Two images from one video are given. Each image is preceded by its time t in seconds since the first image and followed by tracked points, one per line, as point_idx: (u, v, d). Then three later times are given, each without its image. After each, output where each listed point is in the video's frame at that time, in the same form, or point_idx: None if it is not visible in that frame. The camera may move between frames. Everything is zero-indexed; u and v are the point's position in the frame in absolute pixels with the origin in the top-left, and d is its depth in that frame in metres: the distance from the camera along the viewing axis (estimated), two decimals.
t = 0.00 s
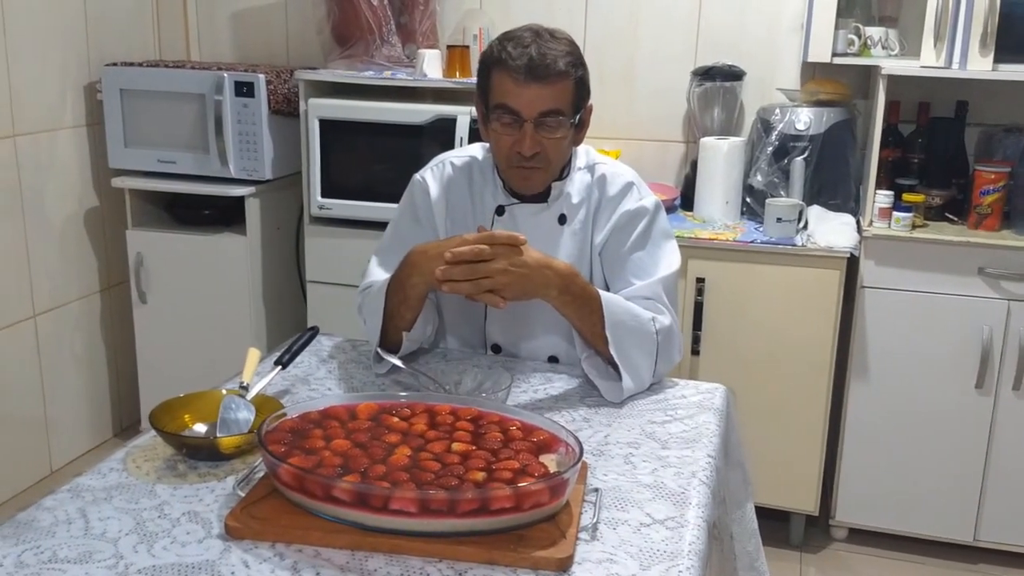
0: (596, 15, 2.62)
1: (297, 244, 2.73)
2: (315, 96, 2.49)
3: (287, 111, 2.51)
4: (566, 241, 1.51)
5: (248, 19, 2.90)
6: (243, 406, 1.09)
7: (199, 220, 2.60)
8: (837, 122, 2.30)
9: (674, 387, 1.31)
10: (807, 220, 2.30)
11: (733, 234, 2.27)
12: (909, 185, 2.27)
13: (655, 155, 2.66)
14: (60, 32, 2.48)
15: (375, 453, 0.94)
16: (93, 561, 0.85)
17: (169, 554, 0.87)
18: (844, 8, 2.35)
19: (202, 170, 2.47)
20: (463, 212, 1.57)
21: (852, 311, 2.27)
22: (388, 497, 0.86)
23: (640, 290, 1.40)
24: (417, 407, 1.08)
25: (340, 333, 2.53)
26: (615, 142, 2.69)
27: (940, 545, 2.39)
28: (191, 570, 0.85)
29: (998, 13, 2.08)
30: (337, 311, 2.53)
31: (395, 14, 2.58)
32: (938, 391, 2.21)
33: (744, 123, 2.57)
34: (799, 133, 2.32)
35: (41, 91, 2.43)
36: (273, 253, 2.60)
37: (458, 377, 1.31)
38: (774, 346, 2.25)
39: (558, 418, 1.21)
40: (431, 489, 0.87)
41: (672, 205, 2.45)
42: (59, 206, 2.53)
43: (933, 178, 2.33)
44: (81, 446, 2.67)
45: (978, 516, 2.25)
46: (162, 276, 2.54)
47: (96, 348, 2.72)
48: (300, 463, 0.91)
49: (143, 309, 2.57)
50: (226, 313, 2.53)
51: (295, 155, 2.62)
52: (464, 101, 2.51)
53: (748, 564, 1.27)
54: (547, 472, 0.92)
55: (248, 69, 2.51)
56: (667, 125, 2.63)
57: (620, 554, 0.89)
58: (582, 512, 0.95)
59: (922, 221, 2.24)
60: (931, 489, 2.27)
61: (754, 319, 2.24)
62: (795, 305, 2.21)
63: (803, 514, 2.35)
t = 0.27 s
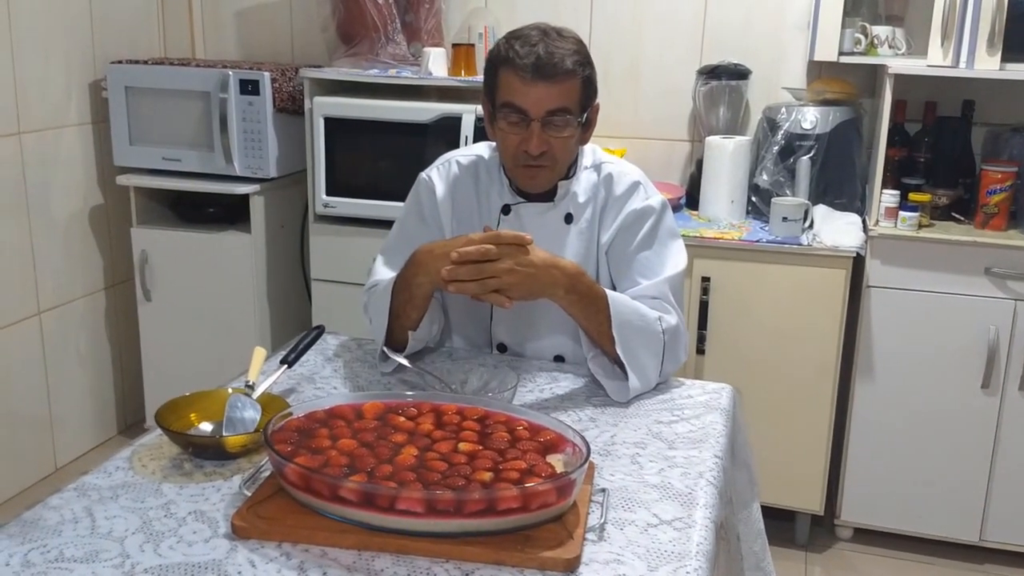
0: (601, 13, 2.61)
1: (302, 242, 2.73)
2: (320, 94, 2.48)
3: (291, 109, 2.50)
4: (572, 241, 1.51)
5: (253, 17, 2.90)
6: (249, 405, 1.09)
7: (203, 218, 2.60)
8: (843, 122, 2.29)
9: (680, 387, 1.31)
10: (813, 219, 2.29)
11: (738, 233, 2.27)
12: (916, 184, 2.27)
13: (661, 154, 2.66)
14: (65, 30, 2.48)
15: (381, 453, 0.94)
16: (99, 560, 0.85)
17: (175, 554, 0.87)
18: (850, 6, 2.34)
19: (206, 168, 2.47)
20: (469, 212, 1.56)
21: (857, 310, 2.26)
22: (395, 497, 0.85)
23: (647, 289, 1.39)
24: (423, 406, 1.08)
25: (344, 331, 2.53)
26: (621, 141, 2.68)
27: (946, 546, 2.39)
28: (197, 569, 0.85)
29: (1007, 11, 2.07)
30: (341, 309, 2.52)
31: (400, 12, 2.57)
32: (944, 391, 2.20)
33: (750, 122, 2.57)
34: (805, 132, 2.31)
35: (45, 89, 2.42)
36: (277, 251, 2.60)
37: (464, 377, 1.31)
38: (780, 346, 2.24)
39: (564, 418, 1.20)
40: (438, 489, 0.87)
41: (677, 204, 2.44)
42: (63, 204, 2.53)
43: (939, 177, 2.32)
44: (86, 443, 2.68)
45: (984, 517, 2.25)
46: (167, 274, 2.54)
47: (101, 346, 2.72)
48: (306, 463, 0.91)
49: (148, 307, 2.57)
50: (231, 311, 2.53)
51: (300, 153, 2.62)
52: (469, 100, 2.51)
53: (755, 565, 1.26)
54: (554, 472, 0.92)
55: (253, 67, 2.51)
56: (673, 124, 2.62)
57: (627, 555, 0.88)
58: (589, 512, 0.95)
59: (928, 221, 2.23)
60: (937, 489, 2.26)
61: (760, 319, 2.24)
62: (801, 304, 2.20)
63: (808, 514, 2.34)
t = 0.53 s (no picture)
0: (601, 12, 2.60)
1: (301, 241, 2.73)
2: (319, 92, 2.48)
3: (291, 108, 2.50)
4: (572, 240, 1.50)
5: (253, 15, 2.89)
6: (247, 404, 1.08)
7: (202, 217, 2.59)
8: (843, 121, 2.28)
9: (680, 388, 1.31)
10: (813, 219, 2.29)
11: (738, 233, 2.26)
12: (916, 185, 2.26)
13: (661, 153, 2.65)
14: (64, 28, 2.48)
15: (380, 453, 0.94)
16: (96, 560, 0.85)
17: (172, 554, 0.86)
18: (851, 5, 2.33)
19: (205, 166, 2.46)
20: (469, 210, 1.56)
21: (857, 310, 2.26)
22: (394, 498, 0.85)
23: (648, 289, 1.39)
24: (422, 406, 1.07)
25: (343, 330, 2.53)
26: (621, 140, 2.68)
27: (946, 547, 2.38)
28: (194, 570, 0.84)
29: (1008, 11, 2.07)
30: (340, 308, 2.52)
31: (399, 10, 2.57)
32: (944, 392, 2.20)
33: (750, 121, 2.56)
34: (805, 132, 2.30)
35: (44, 87, 2.42)
36: (277, 250, 2.60)
37: (463, 377, 1.30)
38: (780, 346, 2.24)
39: (564, 418, 1.20)
40: (437, 490, 0.86)
41: (677, 203, 2.44)
42: (62, 202, 2.52)
43: (939, 177, 2.32)
44: (85, 442, 2.67)
45: (983, 518, 2.24)
46: (166, 273, 2.54)
47: (99, 344, 2.71)
48: (304, 463, 0.90)
49: (147, 306, 2.57)
50: (230, 310, 2.52)
51: (299, 151, 2.62)
52: (469, 99, 2.50)
53: (754, 566, 1.26)
54: (554, 472, 0.91)
55: (252, 65, 2.50)
56: (673, 123, 2.62)
57: (627, 556, 0.88)
58: (589, 513, 0.94)
59: (928, 221, 2.23)
60: (936, 490, 2.26)
61: (760, 319, 2.23)
62: (801, 305, 2.20)
63: (808, 515, 2.34)
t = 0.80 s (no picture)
0: (602, 12, 2.60)
1: (302, 240, 2.73)
2: (320, 92, 2.48)
3: (291, 107, 2.50)
4: (572, 239, 1.50)
5: (254, 14, 2.89)
6: (245, 404, 1.08)
7: (203, 216, 2.59)
8: (844, 120, 2.28)
9: (680, 387, 1.30)
10: (813, 218, 2.28)
11: (739, 232, 2.26)
12: (918, 183, 2.25)
13: (662, 153, 2.65)
14: (65, 27, 2.48)
15: (377, 453, 0.93)
16: (93, 560, 0.85)
17: (169, 554, 0.86)
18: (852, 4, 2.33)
19: (206, 166, 2.46)
20: (467, 209, 1.55)
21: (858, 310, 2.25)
22: (390, 497, 0.85)
23: (652, 287, 1.39)
24: (420, 406, 1.07)
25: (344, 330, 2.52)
26: (622, 140, 2.67)
27: (947, 546, 2.38)
28: (190, 570, 0.84)
29: (1009, 9, 2.06)
30: (341, 308, 2.52)
31: (400, 10, 2.56)
32: (945, 391, 2.20)
33: (751, 120, 2.56)
34: (806, 131, 2.30)
35: (45, 86, 2.42)
36: (277, 249, 2.59)
37: (462, 376, 1.30)
38: (780, 345, 2.23)
39: (562, 418, 1.20)
40: (434, 489, 0.86)
41: (678, 203, 2.44)
42: (63, 201, 2.52)
43: (941, 176, 2.31)
44: (85, 442, 2.67)
45: (985, 518, 2.24)
46: (167, 273, 2.54)
47: (100, 344, 2.71)
48: (301, 463, 0.90)
49: (148, 305, 2.57)
50: (231, 310, 2.52)
51: (300, 151, 2.62)
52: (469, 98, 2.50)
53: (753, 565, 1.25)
54: (551, 472, 0.91)
55: (253, 64, 2.50)
56: (674, 123, 2.62)
57: (624, 556, 0.88)
58: (586, 513, 0.94)
59: (930, 220, 2.22)
60: (938, 490, 2.25)
61: (760, 318, 2.23)
62: (802, 304, 2.19)
63: (809, 514, 2.33)
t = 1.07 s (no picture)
0: (601, 13, 2.61)
1: (302, 242, 2.73)
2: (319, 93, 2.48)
3: (291, 109, 2.50)
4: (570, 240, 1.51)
5: (254, 16, 2.90)
6: (243, 404, 1.09)
7: (203, 218, 2.60)
8: (842, 121, 2.28)
9: (678, 387, 1.30)
10: (812, 218, 2.29)
11: (738, 233, 2.26)
12: (916, 184, 2.27)
13: (661, 153, 2.65)
14: (65, 29, 2.48)
15: (373, 453, 0.94)
16: (91, 559, 0.85)
17: (166, 554, 0.86)
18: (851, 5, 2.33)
19: (206, 167, 2.47)
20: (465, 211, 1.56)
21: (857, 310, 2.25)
22: (386, 497, 0.85)
23: (648, 288, 1.39)
24: (417, 406, 1.07)
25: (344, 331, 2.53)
26: (621, 140, 2.68)
27: (947, 546, 2.38)
28: (188, 569, 0.84)
29: (1007, 9, 2.06)
30: (340, 309, 2.52)
31: (399, 12, 2.57)
32: (944, 391, 2.20)
33: (750, 121, 2.56)
34: (804, 132, 2.30)
35: (46, 88, 2.43)
36: (277, 251, 2.60)
37: (460, 377, 1.31)
38: (779, 345, 2.23)
39: (559, 417, 1.20)
40: (430, 489, 0.87)
41: (677, 203, 2.44)
42: (64, 203, 2.53)
43: (939, 177, 2.31)
44: (86, 443, 2.68)
45: (984, 518, 2.24)
46: (167, 274, 2.54)
47: (101, 345, 2.72)
48: (298, 462, 0.91)
49: (148, 307, 2.57)
50: (231, 311, 2.53)
51: (300, 152, 2.62)
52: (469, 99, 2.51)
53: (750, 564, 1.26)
54: (548, 471, 0.91)
55: (253, 66, 2.51)
56: (673, 123, 2.62)
57: (619, 555, 0.88)
58: (582, 512, 0.94)
59: (928, 220, 2.23)
60: (937, 490, 2.25)
61: (759, 318, 2.23)
62: (800, 304, 2.20)
63: (809, 515, 2.34)
